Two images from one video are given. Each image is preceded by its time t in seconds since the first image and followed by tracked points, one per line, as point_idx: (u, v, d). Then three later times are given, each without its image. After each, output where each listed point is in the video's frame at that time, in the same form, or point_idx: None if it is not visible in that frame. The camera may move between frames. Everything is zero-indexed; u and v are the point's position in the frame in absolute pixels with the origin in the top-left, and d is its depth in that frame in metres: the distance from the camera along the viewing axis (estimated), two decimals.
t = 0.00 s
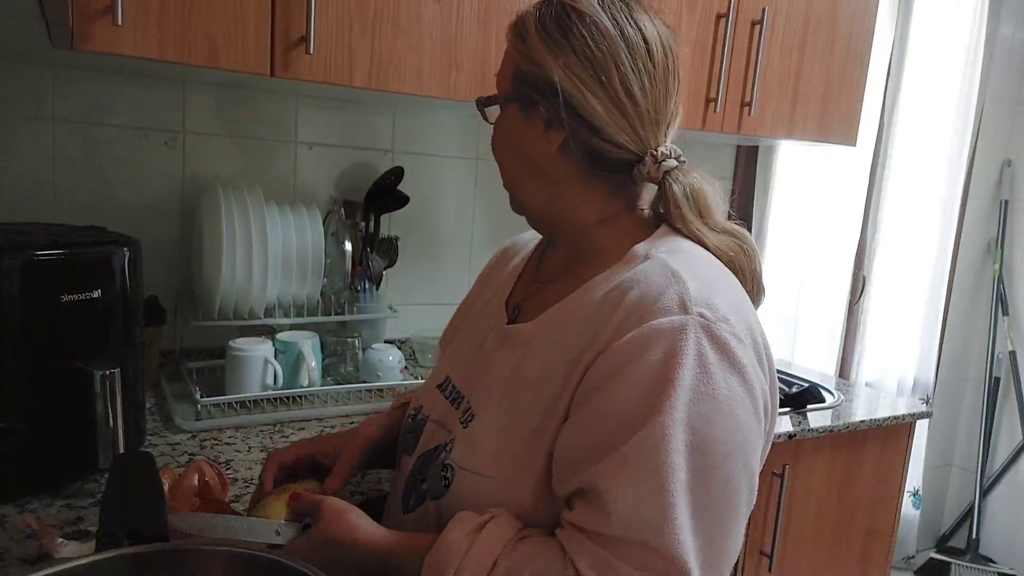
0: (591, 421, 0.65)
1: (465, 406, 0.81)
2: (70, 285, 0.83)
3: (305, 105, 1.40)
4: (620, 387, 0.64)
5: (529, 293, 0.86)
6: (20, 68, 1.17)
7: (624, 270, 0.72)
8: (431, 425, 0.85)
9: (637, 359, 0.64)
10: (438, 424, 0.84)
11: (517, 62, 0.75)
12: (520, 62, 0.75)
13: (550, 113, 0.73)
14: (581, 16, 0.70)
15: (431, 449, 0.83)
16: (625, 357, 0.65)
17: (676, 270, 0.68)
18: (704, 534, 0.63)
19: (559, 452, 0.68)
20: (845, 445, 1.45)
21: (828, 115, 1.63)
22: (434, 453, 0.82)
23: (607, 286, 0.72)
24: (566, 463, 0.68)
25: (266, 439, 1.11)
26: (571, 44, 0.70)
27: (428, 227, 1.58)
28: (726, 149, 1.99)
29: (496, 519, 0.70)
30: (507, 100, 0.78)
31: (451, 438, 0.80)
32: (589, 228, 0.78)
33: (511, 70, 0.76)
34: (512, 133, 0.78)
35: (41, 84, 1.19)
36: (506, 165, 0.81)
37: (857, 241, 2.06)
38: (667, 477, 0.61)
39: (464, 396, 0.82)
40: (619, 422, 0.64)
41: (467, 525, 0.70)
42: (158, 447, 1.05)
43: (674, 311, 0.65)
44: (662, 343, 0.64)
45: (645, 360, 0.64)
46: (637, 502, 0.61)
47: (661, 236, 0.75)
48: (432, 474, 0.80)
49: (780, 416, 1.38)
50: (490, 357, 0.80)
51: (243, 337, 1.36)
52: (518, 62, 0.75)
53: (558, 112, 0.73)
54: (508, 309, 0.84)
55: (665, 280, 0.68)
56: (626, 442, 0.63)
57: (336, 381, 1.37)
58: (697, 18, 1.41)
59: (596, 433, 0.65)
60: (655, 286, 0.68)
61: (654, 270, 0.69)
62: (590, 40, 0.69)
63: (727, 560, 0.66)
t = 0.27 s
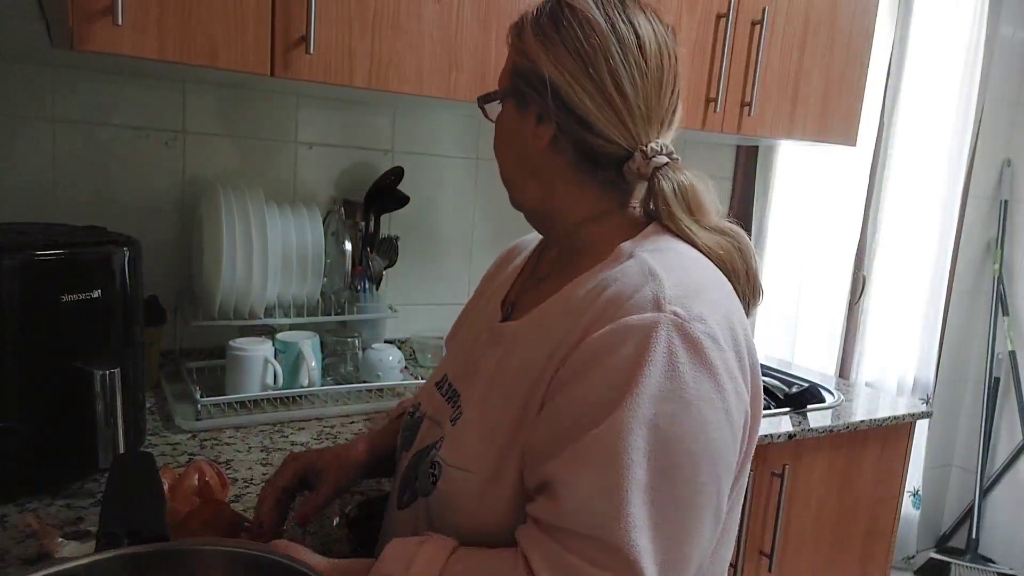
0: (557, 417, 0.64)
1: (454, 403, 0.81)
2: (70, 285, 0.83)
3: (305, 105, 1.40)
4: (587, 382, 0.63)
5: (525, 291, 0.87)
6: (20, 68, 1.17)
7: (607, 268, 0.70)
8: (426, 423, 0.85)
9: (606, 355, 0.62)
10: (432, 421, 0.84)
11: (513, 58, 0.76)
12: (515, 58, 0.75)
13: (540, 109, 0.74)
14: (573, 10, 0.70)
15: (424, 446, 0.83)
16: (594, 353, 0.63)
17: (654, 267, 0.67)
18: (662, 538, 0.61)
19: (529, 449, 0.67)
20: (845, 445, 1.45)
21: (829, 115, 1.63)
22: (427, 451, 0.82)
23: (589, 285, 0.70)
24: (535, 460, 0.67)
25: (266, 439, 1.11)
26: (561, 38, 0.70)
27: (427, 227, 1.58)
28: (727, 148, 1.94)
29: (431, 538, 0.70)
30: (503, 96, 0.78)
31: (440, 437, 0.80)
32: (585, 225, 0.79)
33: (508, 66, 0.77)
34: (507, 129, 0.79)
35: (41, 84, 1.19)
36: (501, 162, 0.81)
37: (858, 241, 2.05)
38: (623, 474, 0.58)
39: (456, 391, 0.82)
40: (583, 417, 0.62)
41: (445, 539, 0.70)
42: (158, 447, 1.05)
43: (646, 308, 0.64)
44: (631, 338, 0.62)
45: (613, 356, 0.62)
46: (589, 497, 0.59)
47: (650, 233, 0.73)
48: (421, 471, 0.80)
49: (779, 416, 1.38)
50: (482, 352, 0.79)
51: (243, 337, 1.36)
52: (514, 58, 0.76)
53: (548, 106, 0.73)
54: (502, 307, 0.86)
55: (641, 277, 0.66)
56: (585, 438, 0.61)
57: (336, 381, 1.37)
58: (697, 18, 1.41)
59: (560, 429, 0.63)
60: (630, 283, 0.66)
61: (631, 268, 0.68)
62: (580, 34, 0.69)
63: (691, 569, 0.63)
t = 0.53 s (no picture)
0: (551, 417, 0.64)
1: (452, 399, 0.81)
2: (70, 285, 0.83)
3: (305, 105, 1.40)
4: (581, 381, 0.63)
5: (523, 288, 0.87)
6: (20, 68, 1.17)
7: (602, 268, 0.70)
8: (426, 418, 0.85)
9: (600, 355, 0.62)
10: (431, 416, 0.84)
11: (511, 55, 0.76)
12: (514, 55, 0.75)
13: (538, 107, 0.74)
14: (572, 7, 0.70)
15: (423, 441, 0.84)
16: (588, 352, 0.63)
17: (647, 267, 0.67)
18: (657, 540, 0.60)
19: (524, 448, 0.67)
20: (845, 445, 1.45)
21: (829, 115, 1.63)
22: (426, 446, 0.82)
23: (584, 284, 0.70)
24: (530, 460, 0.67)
25: (266, 439, 1.11)
26: (560, 36, 0.70)
27: (427, 227, 1.58)
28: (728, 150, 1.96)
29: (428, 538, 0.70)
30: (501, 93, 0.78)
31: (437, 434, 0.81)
32: (583, 224, 0.79)
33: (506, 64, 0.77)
34: (505, 126, 0.79)
35: (41, 84, 1.19)
36: (501, 160, 0.81)
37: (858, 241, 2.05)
38: (619, 477, 0.58)
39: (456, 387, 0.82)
40: (577, 417, 0.62)
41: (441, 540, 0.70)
42: (159, 447, 1.04)
43: (639, 307, 0.64)
44: (625, 340, 0.62)
45: (607, 355, 0.62)
46: (585, 498, 0.59)
47: (646, 232, 0.73)
48: (419, 466, 0.81)
49: (780, 416, 1.38)
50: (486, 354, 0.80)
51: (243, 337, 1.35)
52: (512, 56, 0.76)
53: (545, 105, 0.73)
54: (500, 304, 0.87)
55: (634, 277, 0.66)
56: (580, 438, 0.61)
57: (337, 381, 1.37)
58: (697, 18, 1.41)
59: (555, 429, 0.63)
60: (622, 283, 0.66)
61: (624, 269, 0.68)
62: (579, 32, 0.69)
63: (685, 570, 0.63)
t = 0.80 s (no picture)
0: (557, 421, 0.63)
1: (457, 393, 0.82)
2: (71, 285, 0.83)
3: (305, 105, 1.40)
4: (587, 385, 0.62)
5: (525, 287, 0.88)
6: (20, 68, 1.17)
7: (604, 268, 0.70)
8: (433, 414, 0.86)
9: (604, 358, 0.62)
10: (438, 412, 0.85)
11: (516, 55, 0.76)
12: (518, 55, 0.76)
13: (543, 106, 0.74)
14: (575, 8, 0.70)
15: (429, 436, 0.85)
16: (591, 355, 0.63)
17: (648, 266, 0.66)
18: (676, 538, 0.60)
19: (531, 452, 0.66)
20: (846, 445, 1.44)
21: (830, 115, 1.63)
22: (432, 440, 0.83)
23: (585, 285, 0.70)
24: (537, 464, 0.66)
25: (266, 439, 1.11)
26: (562, 36, 0.71)
27: (427, 227, 1.58)
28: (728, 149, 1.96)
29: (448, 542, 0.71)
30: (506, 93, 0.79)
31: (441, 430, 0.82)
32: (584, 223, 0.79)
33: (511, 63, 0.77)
34: (511, 126, 0.79)
35: (41, 84, 1.19)
36: (506, 161, 0.82)
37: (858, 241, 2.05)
38: (636, 480, 0.58)
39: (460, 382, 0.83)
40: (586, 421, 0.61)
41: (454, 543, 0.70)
42: (159, 447, 1.04)
43: (642, 308, 0.63)
44: (629, 342, 0.61)
45: (612, 358, 0.61)
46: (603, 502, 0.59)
47: (648, 230, 0.73)
48: (424, 461, 0.82)
49: (780, 416, 1.38)
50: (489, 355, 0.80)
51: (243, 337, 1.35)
52: (516, 56, 0.76)
53: (550, 106, 0.73)
54: (503, 302, 0.88)
55: (635, 277, 0.65)
56: (592, 443, 0.61)
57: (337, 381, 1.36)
58: (698, 18, 1.41)
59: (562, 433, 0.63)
60: (624, 283, 0.65)
61: (625, 270, 0.67)
62: (583, 32, 0.69)
63: (703, 564, 0.63)
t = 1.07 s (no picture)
0: (571, 429, 0.63)
1: (467, 397, 0.81)
2: (71, 286, 0.83)
3: (305, 105, 1.40)
4: (600, 393, 0.62)
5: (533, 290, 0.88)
6: (20, 68, 1.17)
7: (610, 269, 0.70)
8: (446, 418, 0.86)
9: (616, 364, 0.62)
10: (450, 416, 0.85)
11: (521, 56, 0.77)
12: (523, 56, 0.76)
13: (548, 107, 0.74)
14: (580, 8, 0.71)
15: (442, 440, 0.84)
16: (603, 363, 0.62)
17: (655, 269, 0.66)
18: (704, 539, 0.61)
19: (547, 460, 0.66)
20: (846, 446, 1.44)
21: (830, 116, 1.63)
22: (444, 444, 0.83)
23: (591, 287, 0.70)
24: (553, 471, 0.66)
25: (266, 439, 1.11)
26: (567, 36, 0.71)
27: (427, 227, 1.58)
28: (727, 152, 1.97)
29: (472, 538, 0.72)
30: (511, 94, 0.79)
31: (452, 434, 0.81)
32: (584, 223, 0.79)
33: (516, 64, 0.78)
34: (517, 127, 0.79)
35: (41, 84, 1.19)
36: (511, 162, 0.82)
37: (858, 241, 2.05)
38: (660, 487, 0.58)
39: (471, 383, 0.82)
40: (602, 429, 0.61)
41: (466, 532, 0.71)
42: (159, 447, 1.05)
43: (652, 313, 0.63)
44: (641, 348, 0.61)
45: (624, 364, 0.61)
46: (626, 513, 0.59)
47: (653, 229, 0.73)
48: (436, 466, 0.81)
49: (780, 416, 1.38)
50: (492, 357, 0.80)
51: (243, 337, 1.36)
52: (521, 56, 0.76)
53: (556, 106, 0.73)
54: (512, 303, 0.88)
55: (642, 281, 0.65)
56: (610, 451, 0.61)
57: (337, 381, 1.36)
58: (698, 19, 1.41)
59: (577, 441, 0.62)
60: (633, 288, 0.65)
61: (632, 272, 0.66)
62: (589, 31, 0.70)
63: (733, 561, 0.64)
